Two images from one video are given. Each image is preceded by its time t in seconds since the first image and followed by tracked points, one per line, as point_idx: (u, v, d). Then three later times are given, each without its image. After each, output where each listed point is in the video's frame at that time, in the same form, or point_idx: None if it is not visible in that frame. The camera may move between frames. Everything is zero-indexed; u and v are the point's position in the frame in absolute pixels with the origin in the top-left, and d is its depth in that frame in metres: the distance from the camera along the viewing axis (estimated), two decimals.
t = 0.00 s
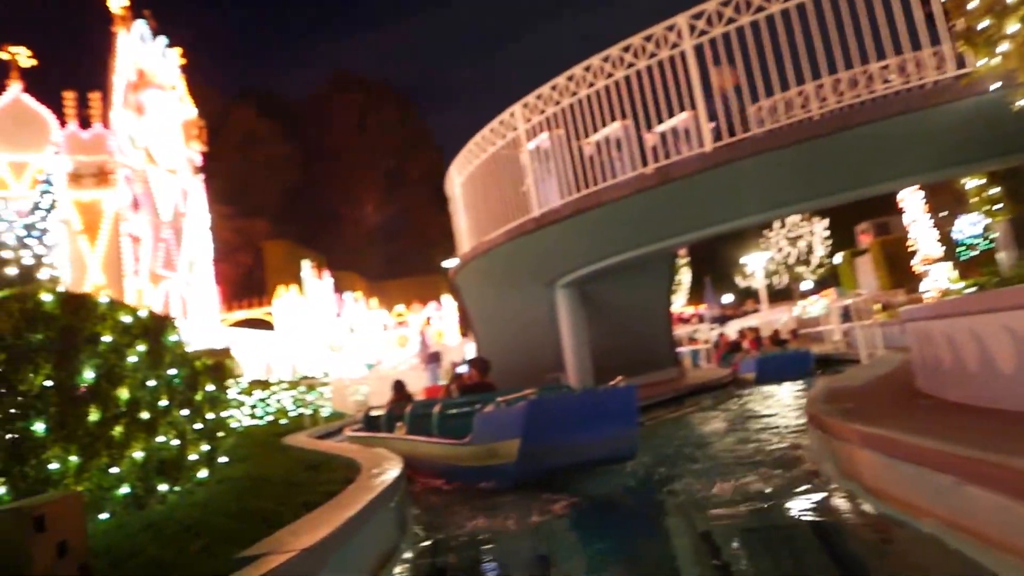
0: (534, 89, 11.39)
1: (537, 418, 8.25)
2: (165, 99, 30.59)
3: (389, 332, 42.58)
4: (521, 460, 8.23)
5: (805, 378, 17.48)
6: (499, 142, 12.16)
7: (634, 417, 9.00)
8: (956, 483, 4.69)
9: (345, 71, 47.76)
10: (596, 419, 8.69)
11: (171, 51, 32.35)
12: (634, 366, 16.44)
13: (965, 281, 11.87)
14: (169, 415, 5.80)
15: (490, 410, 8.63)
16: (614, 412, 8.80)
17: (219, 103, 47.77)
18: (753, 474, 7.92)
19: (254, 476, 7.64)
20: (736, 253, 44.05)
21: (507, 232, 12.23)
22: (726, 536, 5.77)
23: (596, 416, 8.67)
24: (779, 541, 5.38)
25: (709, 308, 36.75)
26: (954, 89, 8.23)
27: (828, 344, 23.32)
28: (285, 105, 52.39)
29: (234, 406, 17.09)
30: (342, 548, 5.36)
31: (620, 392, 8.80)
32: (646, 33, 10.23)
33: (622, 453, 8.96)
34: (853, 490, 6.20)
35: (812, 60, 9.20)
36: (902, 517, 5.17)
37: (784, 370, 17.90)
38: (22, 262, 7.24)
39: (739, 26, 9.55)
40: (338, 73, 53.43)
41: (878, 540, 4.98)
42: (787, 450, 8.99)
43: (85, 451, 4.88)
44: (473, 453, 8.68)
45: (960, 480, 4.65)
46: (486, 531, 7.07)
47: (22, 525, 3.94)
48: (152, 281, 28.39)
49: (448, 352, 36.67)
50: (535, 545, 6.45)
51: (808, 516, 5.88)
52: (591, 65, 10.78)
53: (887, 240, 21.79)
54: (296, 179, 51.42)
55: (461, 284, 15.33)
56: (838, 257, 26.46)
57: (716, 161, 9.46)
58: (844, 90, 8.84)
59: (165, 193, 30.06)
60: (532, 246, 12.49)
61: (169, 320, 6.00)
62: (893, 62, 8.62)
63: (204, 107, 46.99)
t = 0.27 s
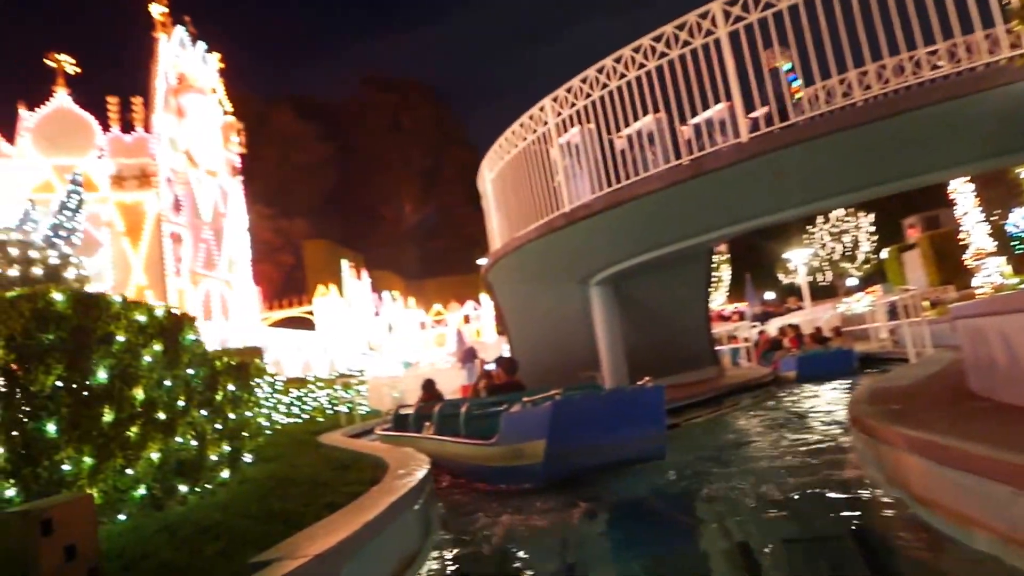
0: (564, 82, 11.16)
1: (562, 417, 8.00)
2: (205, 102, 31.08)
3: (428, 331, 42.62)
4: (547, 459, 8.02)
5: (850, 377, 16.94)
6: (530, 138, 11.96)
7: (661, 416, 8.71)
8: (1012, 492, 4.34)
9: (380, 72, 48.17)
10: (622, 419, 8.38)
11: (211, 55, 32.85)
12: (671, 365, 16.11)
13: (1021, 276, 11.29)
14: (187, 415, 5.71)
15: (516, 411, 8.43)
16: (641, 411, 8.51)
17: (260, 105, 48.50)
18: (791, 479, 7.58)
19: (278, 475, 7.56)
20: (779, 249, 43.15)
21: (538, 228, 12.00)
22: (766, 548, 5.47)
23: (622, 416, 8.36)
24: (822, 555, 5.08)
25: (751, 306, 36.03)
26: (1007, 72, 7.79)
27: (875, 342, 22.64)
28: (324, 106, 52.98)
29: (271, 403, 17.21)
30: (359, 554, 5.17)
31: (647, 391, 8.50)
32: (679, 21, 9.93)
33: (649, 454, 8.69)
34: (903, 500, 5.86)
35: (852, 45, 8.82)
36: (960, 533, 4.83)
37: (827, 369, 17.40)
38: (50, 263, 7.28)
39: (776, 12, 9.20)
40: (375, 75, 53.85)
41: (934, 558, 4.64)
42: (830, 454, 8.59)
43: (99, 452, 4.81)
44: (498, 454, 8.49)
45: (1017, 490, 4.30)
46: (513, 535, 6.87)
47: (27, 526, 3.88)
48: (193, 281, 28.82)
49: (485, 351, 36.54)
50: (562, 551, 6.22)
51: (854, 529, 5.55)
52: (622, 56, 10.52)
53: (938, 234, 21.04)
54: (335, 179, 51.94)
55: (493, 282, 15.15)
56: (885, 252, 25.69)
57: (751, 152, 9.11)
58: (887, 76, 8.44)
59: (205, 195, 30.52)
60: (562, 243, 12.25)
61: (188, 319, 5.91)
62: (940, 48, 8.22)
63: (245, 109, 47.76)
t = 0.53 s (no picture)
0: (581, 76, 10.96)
1: (574, 422, 7.96)
2: (230, 104, 31.39)
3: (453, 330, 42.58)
4: (558, 464, 8.01)
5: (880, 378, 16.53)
6: (547, 133, 11.79)
7: (677, 421, 8.54)
8: None
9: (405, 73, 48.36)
10: (636, 422, 8.31)
11: (235, 57, 33.17)
12: (695, 365, 15.85)
13: None
14: (190, 415, 5.64)
15: (528, 413, 8.39)
16: (655, 415, 8.38)
17: (286, 107, 48.94)
18: (814, 486, 7.32)
19: (287, 477, 7.46)
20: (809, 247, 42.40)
21: (555, 225, 11.83)
22: (790, 561, 5.24)
23: (636, 420, 8.30)
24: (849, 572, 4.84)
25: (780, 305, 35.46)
26: None
27: (907, 342, 22.11)
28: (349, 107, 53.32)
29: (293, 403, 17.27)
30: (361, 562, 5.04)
31: (660, 395, 8.39)
32: (698, 9, 9.66)
33: (666, 458, 8.52)
34: (937, 512, 5.59)
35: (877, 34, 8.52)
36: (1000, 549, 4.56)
37: (857, 370, 16.99)
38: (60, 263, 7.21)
39: None
40: (400, 76, 54.07)
41: None
42: (855, 461, 8.32)
43: (98, 454, 4.73)
44: (513, 457, 8.44)
45: None
46: (525, 540, 6.73)
47: (16, 531, 3.80)
48: (218, 282, 29.08)
49: (511, 351, 36.37)
50: (575, 558, 6.06)
51: (884, 543, 5.31)
52: (640, 48, 10.29)
53: (975, 231, 20.46)
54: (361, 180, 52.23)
55: (513, 281, 15.03)
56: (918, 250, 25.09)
57: (773, 146, 8.85)
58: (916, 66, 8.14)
59: (230, 196, 30.75)
60: (580, 241, 12.06)
61: (191, 318, 5.83)
62: (979, 34, 7.89)
63: (271, 112, 48.24)
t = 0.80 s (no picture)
0: (597, 71, 10.69)
1: (584, 426, 7.78)
2: (252, 105, 31.52)
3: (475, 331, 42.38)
4: (569, 468, 7.83)
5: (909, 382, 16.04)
6: (564, 130, 11.54)
7: (691, 425, 8.36)
8: None
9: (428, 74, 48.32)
10: (647, 428, 8.10)
11: (257, 58, 33.29)
12: (718, 368, 15.49)
13: None
14: (185, 417, 5.46)
15: (538, 416, 8.26)
16: (667, 419, 8.20)
17: (310, 108, 49.15)
18: (838, 496, 7.00)
19: (293, 480, 7.28)
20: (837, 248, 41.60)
21: (573, 224, 11.56)
22: None
23: (648, 425, 8.08)
24: None
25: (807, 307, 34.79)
26: None
27: (939, 345, 21.50)
28: (372, 109, 53.45)
29: (311, 404, 17.18)
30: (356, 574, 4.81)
31: (673, 398, 8.18)
32: None
33: (678, 463, 8.37)
34: (971, 528, 5.24)
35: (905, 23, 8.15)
36: None
37: (885, 373, 16.53)
38: (63, 260, 7.10)
39: None
40: (423, 77, 54.10)
41: None
42: (882, 470, 7.97)
43: (85, 458, 4.55)
44: (525, 459, 8.26)
45: None
46: (535, 548, 6.47)
47: None
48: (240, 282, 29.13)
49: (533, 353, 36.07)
50: (585, 568, 5.80)
51: (912, 559, 4.97)
52: (657, 41, 9.99)
53: (1009, 231, 19.83)
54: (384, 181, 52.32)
55: (532, 281, 14.80)
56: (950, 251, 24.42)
57: (797, 140, 8.53)
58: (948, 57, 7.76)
59: (253, 197, 30.82)
60: (597, 241, 11.78)
61: (188, 318, 5.65)
62: (1013, 23, 7.49)
63: (295, 114, 48.45)
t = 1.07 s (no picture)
0: (614, 68, 10.42)
1: (593, 430, 7.53)
2: (273, 107, 31.64)
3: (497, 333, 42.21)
4: (578, 473, 7.57)
5: (937, 388, 15.58)
6: (580, 129, 11.28)
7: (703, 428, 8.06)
8: None
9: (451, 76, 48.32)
10: (659, 435, 7.81)
11: (280, 61, 33.38)
12: (740, 371, 15.13)
13: None
14: (179, 420, 5.29)
15: (547, 420, 8.06)
16: (681, 424, 7.92)
17: (333, 111, 49.30)
18: (861, 509, 6.66)
19: (295, 485, 7.09)
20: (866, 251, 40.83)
21: (590, 225, 11.29)
22: None
23: (660, 432, 7.80)
24: None
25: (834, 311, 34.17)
26: None
27: (969, 351, 20.91)
28: (395, 111, 53.52)
29: (328, 406, 17.06)
30: None
31: (685, 402, 7.90)
32: None
33: (691, 467, 8.11)
34: (1004, 548, 4.90)
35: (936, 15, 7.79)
36: None
37: (912, 378, 16.08)
38: (64, 258, 7.13)
39: None
40: (446, 79, 54.08)
41: None
42: (909, 481, 7.60)
43: (70, 462, 4.39)
44: (535, 464, 8.06)
45: None
46: (541, 557, 6.24)
47: None
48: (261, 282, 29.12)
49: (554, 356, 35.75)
50: None
51: None
52: (676, 36, 9.70)
53: None
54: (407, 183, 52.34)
55: (549, 283, 14.56)
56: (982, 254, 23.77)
57: (821, 137, 8.23)
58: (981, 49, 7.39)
59: (275, 198, 30.87)
60: (614, 243, 11.49)
61: (183, 318, 5.49)
62: None
63: (319, 116, 48.66)
